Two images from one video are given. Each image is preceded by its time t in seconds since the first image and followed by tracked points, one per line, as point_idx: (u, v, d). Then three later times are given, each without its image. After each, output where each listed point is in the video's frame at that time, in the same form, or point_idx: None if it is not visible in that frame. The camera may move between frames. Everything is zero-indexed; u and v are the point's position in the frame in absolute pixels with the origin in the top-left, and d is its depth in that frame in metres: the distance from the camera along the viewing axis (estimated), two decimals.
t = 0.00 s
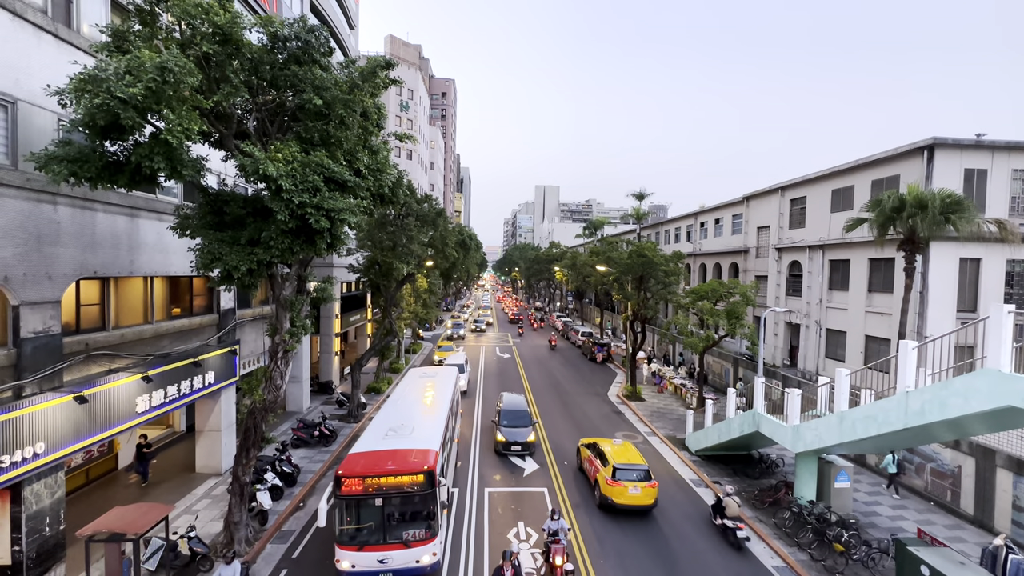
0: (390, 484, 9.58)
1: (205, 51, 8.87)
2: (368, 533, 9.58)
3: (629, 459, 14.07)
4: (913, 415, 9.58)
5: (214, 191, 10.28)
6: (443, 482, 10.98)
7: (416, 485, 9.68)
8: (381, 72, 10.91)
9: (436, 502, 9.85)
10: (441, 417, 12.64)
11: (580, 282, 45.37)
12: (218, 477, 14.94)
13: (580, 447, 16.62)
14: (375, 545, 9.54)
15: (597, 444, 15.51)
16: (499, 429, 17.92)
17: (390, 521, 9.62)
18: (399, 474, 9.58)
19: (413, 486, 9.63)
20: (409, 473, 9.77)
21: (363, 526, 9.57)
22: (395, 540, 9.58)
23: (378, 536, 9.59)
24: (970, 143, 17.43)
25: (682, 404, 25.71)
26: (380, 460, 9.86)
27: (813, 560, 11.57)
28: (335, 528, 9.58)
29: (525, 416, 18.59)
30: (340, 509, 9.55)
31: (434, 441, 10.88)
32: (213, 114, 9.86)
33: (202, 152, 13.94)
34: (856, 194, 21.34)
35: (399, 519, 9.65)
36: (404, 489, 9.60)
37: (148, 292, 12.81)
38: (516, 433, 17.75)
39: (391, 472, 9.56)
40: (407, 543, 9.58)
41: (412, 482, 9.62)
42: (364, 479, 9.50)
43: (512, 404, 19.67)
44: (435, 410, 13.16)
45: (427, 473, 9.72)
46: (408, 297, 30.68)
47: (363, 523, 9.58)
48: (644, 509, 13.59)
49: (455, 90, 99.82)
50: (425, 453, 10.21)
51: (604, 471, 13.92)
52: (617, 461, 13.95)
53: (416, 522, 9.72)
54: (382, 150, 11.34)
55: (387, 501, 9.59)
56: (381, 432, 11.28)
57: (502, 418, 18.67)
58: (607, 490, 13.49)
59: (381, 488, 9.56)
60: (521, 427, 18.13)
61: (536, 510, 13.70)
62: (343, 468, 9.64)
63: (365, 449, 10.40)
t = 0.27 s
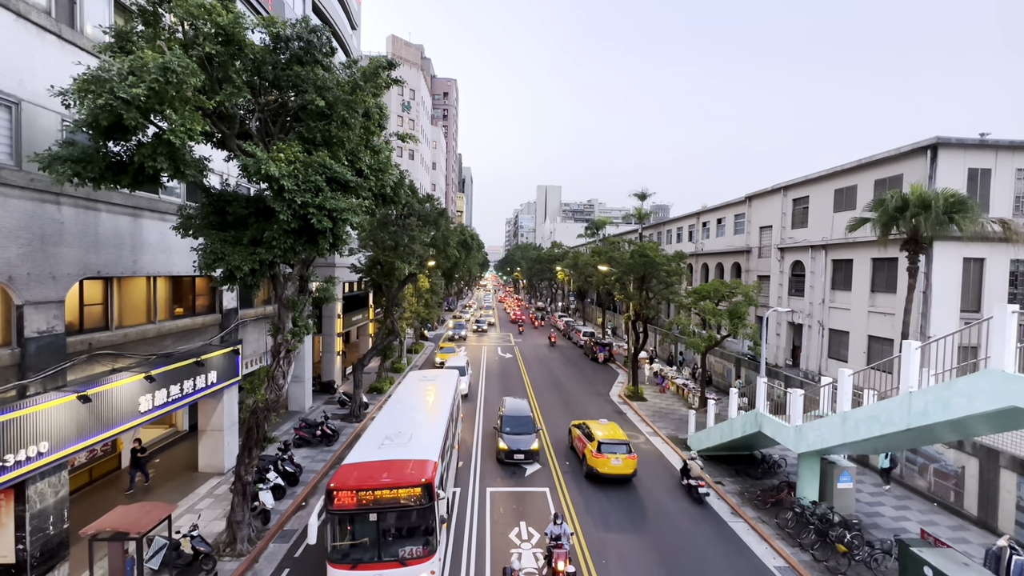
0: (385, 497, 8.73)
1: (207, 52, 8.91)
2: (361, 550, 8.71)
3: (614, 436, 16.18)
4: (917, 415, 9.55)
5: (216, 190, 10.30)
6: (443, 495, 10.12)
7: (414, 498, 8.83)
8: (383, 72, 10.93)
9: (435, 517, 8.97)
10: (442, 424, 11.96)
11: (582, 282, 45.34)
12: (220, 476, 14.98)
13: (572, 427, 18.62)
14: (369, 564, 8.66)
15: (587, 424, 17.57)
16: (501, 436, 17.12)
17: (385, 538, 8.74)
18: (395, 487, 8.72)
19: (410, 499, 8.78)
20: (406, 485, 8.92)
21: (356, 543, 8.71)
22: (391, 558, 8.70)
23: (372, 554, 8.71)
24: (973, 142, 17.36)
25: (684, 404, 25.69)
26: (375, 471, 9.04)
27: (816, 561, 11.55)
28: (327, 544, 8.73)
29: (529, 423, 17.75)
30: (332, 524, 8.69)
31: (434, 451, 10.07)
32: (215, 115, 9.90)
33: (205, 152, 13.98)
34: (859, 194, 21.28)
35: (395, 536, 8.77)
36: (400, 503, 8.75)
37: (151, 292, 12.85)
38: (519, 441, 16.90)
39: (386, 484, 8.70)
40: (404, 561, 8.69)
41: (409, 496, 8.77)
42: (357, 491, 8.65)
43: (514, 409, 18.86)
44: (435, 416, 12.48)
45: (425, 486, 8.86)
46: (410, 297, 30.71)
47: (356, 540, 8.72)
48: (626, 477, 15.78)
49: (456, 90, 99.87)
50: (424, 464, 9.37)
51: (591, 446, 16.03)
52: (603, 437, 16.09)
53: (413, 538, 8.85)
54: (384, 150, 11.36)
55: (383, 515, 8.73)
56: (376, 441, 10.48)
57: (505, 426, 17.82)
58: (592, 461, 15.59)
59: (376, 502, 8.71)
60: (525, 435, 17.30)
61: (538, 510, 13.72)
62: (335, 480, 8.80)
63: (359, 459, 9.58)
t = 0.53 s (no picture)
0: (380, 514, 8.25)
1: (210, 52, 8.94)
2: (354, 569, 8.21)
3: (602, 419, 18.14)
4: (920, 415, 9.52)
5: (219, 191, 10.35)
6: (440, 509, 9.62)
7: (410, 515, 8.36)
8: (385, 72, 10.95)
9: (432, 533, 8.53)
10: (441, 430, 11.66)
11: (584, 281, 45.31)
12: (223, 476, 15.03)
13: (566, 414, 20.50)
14: None
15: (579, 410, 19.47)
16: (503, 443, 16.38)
17: (379, 556, 8.28)
18: (391, 503, 8.24)
19: (406, 516, 8.32)
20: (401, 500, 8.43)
21: (348, 561, 8.22)
22: None
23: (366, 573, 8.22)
24: (977, 141, 17.30)
25: (686, 404, 25.67)
26: (370, 485, 8.57)
27: (818, 561, 11.52)
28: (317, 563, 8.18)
29: (532, 429, 16.98)
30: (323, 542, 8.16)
31: (432, 463, 9.61)
32: (218, 115, 9.93)
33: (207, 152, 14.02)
34: (861, 193, 21.24)
35: (390, 553, 8.32)
36: (396, 520, 8.28)
37: (154, 291, 12.88)
38: (522, 449, 16.11)
39: (381, 500, 8.22)
40: None
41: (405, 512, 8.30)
42: (350, 507, 8.17)
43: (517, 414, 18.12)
44: (434, 422, 12.18)
45: (422, 502, 8.38)
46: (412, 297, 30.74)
47: (348, 558, 8.22)
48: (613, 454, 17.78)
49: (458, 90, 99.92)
50: (421, 478, 8.90)
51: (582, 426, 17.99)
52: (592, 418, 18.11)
53: (409, 556, 8.39)
54: (386, 151, 11.38)
55: (377, 532, 8.27)
56: (372, 451, 10.07)
57: (506, 432, 17.02)
58: (581, 439, 17.53)
59: (369, 518, 8.23)
60: (528, 442, 16.54)
61: (540, 510, 13.75)
62: (326, 495, 8.29)
63: (352, 472, 9.12)
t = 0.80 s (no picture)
0: (373, 531, 7.68)
1: (212, 52, 8.97)
2: None
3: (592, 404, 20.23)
4: (923, 415, 9.50)
5: (221, 191, 10.38)
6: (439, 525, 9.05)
7: (406, 532, 7.77)
8: (387, 72, 10.96)
9: (430, 552, 7.90)
10: (440, 435, 11.58)
11: (586, 281, 45.29)
12: (225, 475, 15.06)
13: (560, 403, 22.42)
14: None
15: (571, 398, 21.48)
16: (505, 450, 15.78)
17: None
18: (385, 519, 7.68)
19: (401, 533, 7.74)
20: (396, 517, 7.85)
21: None
22: None
23: None
24: (980, 141, 17.25)
25: (687, 404, 25.65)
26: (363, 500, 8.01)
27: (820, 562, 11.50)
28: None
29: (535, 436, 16.38)
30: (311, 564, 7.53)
31: (429, 476, 9.09)
32: (220, 115, 9.96)
33: (209, 152, 14.05)
34: (863, 193, 21.20)
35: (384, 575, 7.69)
36: (390, 538, 7.69)
37: (156, 292, 12.91)
38: (524, 457, 15.54)
39: (374, 517, 7.66)
40: None
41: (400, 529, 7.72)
42: (341, 525, 7.61)
43: (519, 419, 17.50)
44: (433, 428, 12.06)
45: (418, 519, 7.80)
46: (413, 297, 30.76)
47: None
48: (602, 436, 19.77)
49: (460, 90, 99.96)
50: (418, 493, 8.32)
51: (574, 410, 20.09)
52: (584, 405, 20.26)
53: None
54: (388, 150, 11.40)
55: (371, 552, 7.67)
56: (367, 462, 9.65)
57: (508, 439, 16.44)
58: (573, 421, 19.59)
59: (361, 537, 7.66)
60: (530, 449, 15.96)
61: (541, 510, 13.75)
62: (315, 511, 7.74)
63: (344, 485, 8.64)
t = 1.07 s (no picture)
0: (365, 552, 7.23)
1: (214, 53, 9.00)
2: None
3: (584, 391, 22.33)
4: (925, 415, 9.48)
5: (223, 191, 10.39)
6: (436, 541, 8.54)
7: (400, 553, 7.29)
8: (388, 72, 10.97)
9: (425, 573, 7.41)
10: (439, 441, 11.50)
11: (587, 281, 45.27)
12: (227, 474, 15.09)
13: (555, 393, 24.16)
14: None
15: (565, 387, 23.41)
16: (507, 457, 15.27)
17: None
18: (377, 539, 7.21)
19: (395, 553, 7.28)
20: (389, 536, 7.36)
21: None
22: None
23: None
24: (983, 141, 17.21)
25: (689, 404, 25.64)
26: (354, 517, 7.55)
27: (822, 562, 11.49)
28: None
29: (538, 442, 15.82)
30: None
31: (425, 490, 8.65)
32: (222, 116, 9.97)
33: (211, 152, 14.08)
34: (866, 193, 21.15)
35: None
36: (382, 559, 7.22)
37: (158, 291, 12.93)
38: (526, 464, 15.05)
39: (366, 536, 7.19)
40: None
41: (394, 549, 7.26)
42: (330, 546, 7.15)
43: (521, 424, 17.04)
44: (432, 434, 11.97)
45: (412, 538, 7.32)
46: (415, 297, 30.78)
47: None
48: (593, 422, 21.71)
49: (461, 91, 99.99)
50: (413, 509, 7.84)
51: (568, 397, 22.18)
52: (577, 392, 22.35)
53: None
54: (389, 150, 11.40)
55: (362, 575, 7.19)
56: (361, 474, 9.18)
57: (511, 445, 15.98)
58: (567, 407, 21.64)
59: (352, 557, 7.20)
60: (533, 456, 15.43)
61: (543, 510, 13.76)
62: (302, 530, 7.27)
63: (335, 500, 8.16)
